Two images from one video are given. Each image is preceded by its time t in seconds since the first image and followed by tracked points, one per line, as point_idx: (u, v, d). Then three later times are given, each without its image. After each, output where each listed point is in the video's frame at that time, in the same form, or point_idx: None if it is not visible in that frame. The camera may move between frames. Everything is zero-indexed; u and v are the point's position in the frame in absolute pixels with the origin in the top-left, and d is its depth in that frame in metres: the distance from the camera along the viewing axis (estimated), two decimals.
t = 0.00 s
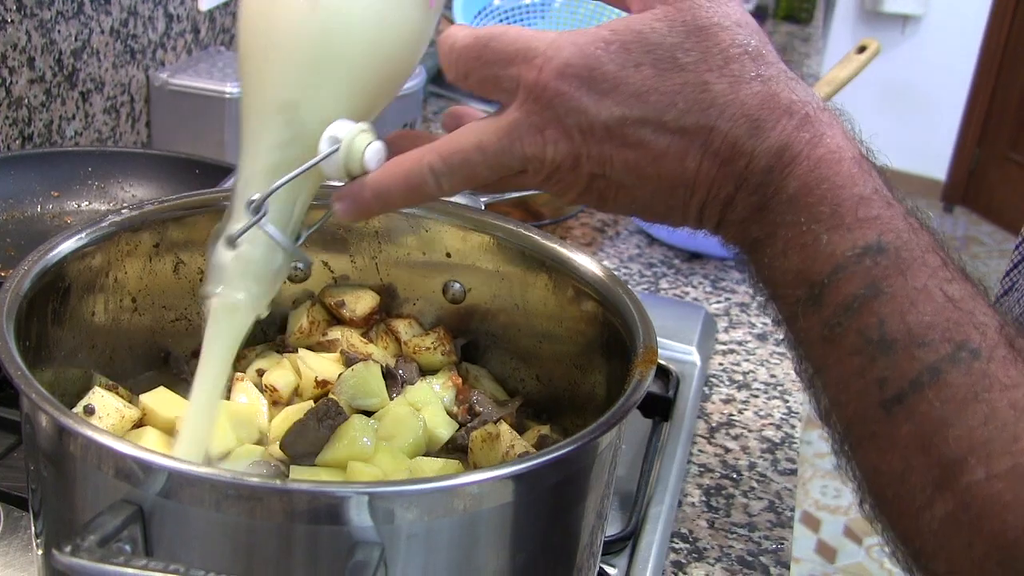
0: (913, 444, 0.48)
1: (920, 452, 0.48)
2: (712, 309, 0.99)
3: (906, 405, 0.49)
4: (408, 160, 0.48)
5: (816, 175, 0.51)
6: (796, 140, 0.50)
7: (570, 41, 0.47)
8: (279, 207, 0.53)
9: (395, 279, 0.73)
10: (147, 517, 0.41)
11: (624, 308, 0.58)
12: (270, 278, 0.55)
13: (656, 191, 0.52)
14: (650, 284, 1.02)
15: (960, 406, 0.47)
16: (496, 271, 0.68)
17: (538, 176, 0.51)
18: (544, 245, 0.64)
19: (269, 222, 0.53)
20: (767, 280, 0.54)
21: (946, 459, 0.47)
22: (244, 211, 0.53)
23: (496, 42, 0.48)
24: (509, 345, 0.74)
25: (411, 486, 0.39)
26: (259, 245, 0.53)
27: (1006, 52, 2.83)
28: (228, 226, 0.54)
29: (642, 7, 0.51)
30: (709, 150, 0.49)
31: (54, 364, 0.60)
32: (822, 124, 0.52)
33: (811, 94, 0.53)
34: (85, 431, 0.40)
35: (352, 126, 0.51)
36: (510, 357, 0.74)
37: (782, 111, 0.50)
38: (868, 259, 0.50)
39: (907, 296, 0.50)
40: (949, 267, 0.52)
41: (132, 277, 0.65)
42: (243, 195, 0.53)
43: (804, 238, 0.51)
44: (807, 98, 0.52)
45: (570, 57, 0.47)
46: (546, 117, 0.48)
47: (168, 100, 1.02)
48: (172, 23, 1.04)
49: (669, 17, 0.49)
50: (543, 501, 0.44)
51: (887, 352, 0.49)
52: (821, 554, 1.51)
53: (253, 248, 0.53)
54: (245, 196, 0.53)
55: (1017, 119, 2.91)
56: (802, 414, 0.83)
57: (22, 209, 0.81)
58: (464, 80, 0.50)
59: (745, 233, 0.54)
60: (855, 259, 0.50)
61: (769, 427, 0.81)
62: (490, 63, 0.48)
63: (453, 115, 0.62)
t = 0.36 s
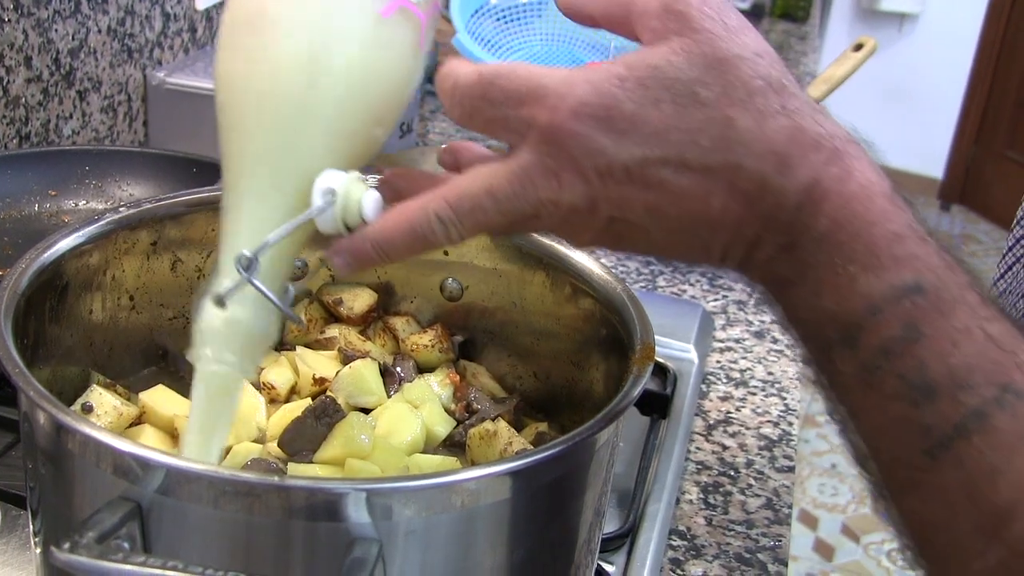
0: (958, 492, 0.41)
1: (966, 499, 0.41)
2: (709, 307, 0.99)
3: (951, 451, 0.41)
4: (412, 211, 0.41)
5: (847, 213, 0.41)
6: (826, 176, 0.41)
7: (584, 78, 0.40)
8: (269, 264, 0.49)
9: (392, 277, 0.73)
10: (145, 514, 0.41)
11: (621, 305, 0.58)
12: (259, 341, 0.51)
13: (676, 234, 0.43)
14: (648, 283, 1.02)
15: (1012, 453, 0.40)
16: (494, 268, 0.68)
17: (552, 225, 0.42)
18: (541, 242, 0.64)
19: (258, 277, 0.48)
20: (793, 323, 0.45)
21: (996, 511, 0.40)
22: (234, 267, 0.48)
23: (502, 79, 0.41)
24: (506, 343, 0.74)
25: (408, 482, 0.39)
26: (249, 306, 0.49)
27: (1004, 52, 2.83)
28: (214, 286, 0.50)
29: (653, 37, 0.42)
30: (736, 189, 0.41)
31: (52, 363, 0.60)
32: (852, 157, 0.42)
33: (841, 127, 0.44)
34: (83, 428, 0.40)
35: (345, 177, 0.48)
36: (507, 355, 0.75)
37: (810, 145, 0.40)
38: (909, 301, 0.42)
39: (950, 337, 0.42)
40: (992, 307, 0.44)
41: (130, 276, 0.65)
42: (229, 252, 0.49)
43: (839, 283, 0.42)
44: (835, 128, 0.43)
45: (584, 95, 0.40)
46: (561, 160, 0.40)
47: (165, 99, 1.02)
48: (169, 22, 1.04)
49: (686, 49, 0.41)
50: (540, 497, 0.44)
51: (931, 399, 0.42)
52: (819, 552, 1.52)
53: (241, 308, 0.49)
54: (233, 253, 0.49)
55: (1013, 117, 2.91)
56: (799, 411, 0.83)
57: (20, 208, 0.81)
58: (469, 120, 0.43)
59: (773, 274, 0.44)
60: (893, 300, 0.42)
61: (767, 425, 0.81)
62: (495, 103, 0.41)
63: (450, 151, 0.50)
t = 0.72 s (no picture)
0: None
1: None
2: (709, 306, 0.99)
3: None
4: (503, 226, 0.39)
5: (937, 240, 0.39)
6: (918, 205, 0.38)
7: (686, 103, 0.38)
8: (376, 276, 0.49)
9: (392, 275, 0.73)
10: (145, 512, 0.41)
11: (623, 304, 0.58)
12: (368, 352, 0.51)
13: (767, 258, 0.41)
14: (648, 281, 1.02)
15: None
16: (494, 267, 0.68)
17: (646, 244, 0.40)
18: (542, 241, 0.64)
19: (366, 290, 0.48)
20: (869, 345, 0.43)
21: None
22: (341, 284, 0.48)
23: (607, 103, 0.39)
24: (506, 342, 0.74)
25: (409, 481, 0.39)
26: (358, 319, 0.50)
27: (1002, 52, 2.83)
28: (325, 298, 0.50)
29: (749, 64, 0.40)
30: (831, 215, 0.38)
31: (51, 360, 0.60)
32: (943, 184, 0.39)
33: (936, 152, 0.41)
34: (83, 425, 0.40)
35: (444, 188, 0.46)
36: (507, 353, 0.75)
37: (903, 172, 0.38)
38: (988, 323, 0.40)
39: None
40: None
41: (130, 273, 0.64)
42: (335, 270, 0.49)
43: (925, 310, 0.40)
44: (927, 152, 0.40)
45: (686, 121, 0.38)
46: (661, 182, 0.38)
47: (165, 97, 1.02)
48: (169, 19, 1.04)
49: (783, 78, 0.38)
50: (541, 495, 0.44)
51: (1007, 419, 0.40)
52: (816, 551, 1.51)
53: (351, 321, 0.50)
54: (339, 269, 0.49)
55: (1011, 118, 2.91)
56: (799, 411, 0.83)
57: (18, 205, 0.81)
58: (568, 141, 0.40)
59: (857, 297, 0.42)
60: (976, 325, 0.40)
61: (766, 424, 0.81)
62: (597, 126, 0.39)
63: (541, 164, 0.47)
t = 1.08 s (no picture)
0: None
1: None
2: (706, 311, 0.99)
3: None
4: (593, 206, 0.49)
5: (986, 234, 0.49)
6: (969, 202, 0.49)
7: (759, 101, 0.48)
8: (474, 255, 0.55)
9: (387, 282, 0.73)
10: (143, 525, 0.41)
11: (620, 311, 0.58)
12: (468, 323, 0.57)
13: (829, 245, 0.52)
14: (644, 286, 1.02)
15: None
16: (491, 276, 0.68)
17: (719, 229, 0.51)
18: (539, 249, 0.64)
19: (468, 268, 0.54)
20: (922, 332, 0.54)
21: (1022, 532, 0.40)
22: (445, 264, 0.54)
23: (688, 97, 0.49)
24: (503, 349, 0.74)
25: (406, 493, 0.39)
26: (461, 295, 0.56)
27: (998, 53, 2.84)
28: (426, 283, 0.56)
29: (823, 66, 0.51)
30: (888, 208, 0.49)
31: (48, 369, 0.60)
32: (995, 185, 0.50)
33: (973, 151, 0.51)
34: (80, 438, 0.40)
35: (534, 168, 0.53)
36: (504, 360, 0.74)
37: (958, 172, 0.49)
38: None
39: None
40: None
41: (126, 282, 0.64)
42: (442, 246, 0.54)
43: (967, 292, 0.50)
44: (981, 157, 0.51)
45: (759, 117, 0.47)
46: (731, 173, 0.48)
47: (162, 103, 1.02)
48: (165, 25, 1.04)
49: (852, 81, 0.49)
50: (540, 505, 0.44)
51: None
52: (815, 554, 1.52)
53: (456, 297, 0.56)
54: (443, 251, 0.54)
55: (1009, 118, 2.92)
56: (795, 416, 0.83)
57: (15, 212, 0.81)
58: (656, 131, 0.51)
59: (911, 283, 0.53)
60: (1016, 313, 0.49)
61: (763, 429, 0.81)
62: (679, 117, 0.49)
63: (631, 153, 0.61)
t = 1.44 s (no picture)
0: None
1: None
2: (705, 314, 0.99)
3: None
4: (601, 157, 0.53)
5: (969, 197, 0.50)
6: (957, 165, 0.50)
7: (758, 63, 0.51)
8: (484, 203, 0.57)
9: (385, 285, 0.73)
10: (138, 528, 0.41)
11: (615, 312, 0.58)
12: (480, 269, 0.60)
13: (820, 205, 0.54)
14: (643, 289, 1.02)
15: None
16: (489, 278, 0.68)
17: (716, 184, 0.54)
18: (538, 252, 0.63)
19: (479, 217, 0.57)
20: (905, 293, 0.53)
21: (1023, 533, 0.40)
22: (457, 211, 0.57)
23: (693, 59, 0.52)
24: (501, 352, 0.73)
25: (403, 495, 0.39)
26: (471, 243, 0.58)
27: (998, 55, 2.80)
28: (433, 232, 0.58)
29: (822, 33, 0.52)
30: (876, 169, 0.51)
31: (44, 372, 0.60)
32: (981, 153, 0.51)
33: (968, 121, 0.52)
34: (76, 441, 0.40)
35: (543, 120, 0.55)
36: (502, 363, 0.74)
37: (946, 138, 0.50)
38: (1008, 273, 0.48)
39: None
40: None
41: (123, 285, 0.64)
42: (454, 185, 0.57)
43: (948, 250, 0.50)
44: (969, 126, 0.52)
45: (757, 77, 0.50)
46: (729, 130, 0.52)
47: (159, 106, 1.01)
48: (163, 28, 1.04)
49: (849, 47, 0.50)
50: (540, 509, 0.44)
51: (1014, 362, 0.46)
52: (814, 558, 1.49)
53: (465, 245, 0.58)
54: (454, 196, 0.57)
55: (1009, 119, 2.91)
56: (795, 419, 0.83)
57: (12, 215, 0.81)
58: (661, 92, 0.54)
59: (899, 246, 0.54)
60: (995, 271, 0.48)
61: (763, 432, 0.81)
62: (683, 78, 0.53)
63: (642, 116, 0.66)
